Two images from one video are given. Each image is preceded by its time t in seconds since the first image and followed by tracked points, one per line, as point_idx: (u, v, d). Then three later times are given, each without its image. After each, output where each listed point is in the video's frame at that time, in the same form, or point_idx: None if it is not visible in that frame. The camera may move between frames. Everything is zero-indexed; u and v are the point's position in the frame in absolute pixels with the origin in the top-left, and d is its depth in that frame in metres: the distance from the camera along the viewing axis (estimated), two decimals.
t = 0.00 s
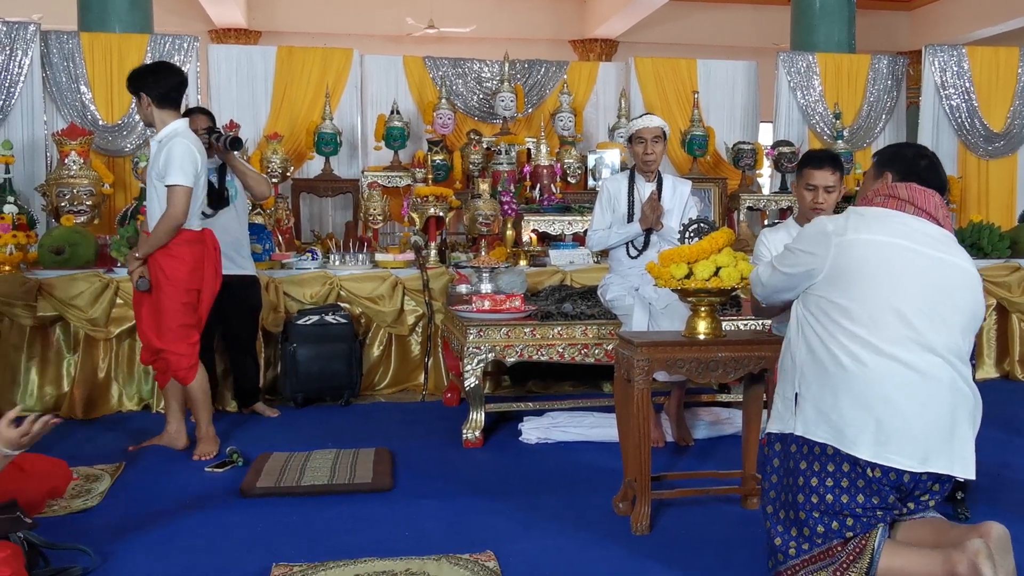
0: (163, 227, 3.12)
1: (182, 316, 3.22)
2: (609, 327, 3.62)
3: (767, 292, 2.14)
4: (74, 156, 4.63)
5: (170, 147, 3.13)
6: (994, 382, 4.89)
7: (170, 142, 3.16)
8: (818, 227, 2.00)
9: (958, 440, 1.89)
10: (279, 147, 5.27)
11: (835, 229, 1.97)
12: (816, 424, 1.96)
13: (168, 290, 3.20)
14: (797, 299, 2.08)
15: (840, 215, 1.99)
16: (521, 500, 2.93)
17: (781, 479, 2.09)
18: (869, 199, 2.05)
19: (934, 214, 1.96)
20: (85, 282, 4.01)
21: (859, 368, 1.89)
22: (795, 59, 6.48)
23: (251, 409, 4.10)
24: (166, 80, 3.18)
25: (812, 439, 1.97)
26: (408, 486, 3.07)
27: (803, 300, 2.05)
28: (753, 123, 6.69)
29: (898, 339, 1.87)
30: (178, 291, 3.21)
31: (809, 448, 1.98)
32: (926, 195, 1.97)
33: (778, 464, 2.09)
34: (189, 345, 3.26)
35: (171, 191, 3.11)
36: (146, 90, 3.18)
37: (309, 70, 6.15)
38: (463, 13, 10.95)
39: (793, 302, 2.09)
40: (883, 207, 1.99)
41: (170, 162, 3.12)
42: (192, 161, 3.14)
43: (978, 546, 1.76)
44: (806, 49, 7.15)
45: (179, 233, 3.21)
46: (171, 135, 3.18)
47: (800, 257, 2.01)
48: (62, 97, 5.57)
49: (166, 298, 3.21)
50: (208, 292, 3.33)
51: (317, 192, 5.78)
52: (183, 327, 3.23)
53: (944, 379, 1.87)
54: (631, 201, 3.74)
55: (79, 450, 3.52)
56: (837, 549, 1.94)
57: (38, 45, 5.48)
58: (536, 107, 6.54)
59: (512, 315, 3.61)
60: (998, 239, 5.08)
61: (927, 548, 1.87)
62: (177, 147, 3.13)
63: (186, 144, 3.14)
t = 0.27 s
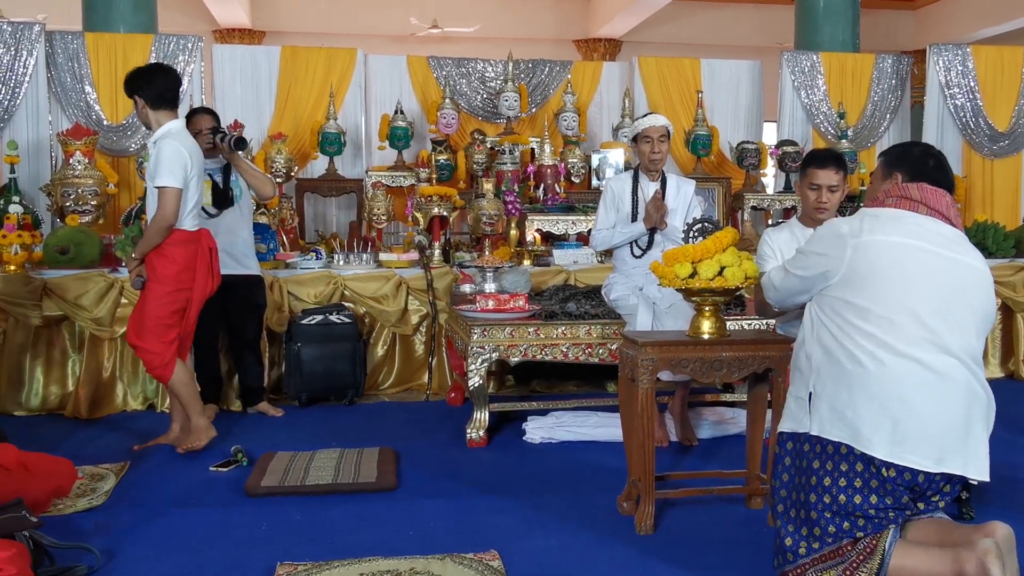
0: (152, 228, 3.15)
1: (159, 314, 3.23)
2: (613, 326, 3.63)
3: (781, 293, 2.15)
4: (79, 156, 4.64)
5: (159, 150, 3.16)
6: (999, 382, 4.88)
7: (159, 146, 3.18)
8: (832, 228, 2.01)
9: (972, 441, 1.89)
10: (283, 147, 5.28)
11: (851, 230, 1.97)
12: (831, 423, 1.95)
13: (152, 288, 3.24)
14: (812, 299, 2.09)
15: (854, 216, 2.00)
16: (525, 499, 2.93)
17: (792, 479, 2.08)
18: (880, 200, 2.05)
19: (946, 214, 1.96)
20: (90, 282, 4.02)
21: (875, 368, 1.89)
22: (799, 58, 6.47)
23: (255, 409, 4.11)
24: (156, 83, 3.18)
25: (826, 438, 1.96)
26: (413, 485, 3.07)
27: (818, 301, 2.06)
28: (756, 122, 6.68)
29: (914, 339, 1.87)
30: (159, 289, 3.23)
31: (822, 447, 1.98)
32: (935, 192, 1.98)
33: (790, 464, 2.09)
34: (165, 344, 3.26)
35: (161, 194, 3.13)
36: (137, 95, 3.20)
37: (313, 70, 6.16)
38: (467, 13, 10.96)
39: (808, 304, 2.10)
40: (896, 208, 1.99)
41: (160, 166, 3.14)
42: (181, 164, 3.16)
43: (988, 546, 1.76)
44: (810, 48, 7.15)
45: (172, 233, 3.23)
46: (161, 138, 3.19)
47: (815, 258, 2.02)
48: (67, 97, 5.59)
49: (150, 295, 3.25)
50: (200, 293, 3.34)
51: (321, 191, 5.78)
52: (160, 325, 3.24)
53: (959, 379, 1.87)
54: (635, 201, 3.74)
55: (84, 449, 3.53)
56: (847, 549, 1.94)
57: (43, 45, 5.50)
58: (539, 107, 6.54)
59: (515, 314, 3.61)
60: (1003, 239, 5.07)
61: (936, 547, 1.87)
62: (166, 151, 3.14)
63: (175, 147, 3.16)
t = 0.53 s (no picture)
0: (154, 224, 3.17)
1: (149, 306, 3.25)
2: (618, 326, 3.61)
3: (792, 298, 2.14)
4: (86, 156, 4.65)
5: (161, 147, 3.17)
6: (1006, 383, 4.86)
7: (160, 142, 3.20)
8: (842, 230, 2.01)
9: (987, 441, 1.89)
10: (289, 146, 5.29)
11: (862, 231, 1.97)
12: (848, 423, 1.92)
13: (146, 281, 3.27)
14: (822, 303, 2.07)
15: (861, 218, 2.00)
16: (530, 499, 2.93)
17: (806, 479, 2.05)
18: (886, 201, 2.04)
19: (952, 213, 1.96)
20: (96, 281, 4.03)
21: (892, 367, 1.88)
22: (805, 58, 6.46)
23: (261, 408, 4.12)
24: (150, 79, 3.19)
25: (844, 438, 1.93)
26: (418, 485, 3.07)
27: (829, 305, 2.05)
28: (762, 122, 6.67)
29: (931, 338, 1.86)
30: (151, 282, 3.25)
31: (837, 447, 1.95)
32: (941, 193, 1.97)
33: (802, 464, 2.06)
34: (147, 337, 3.27)
35: (164, 191, 3.15)
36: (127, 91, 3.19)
37: (319, 70, 6.16)
38: (473, 12, 10.96)
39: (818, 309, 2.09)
40: (902, 209, 1.98)
41: (162, 162, 3.16)
42: (183, 160, 3.17)
43: (1009, 546, 1.80)
44: (816, 48, 7.13)
45: (173, 230, 3.25)
46: (162, 135, 3.21)
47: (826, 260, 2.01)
48: (74, 96, 5.59)
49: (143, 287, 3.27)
50: (194, 292, 3.34)
51: (327, 191, 5.79)
52: (147, 318, 3.25)
53: (975, 378, 1.87)
54: (640, 200, 3.73)
55: (90, 448, 3.54)
56: (864, 548, 1.94)
57: (50, 44, 5.50)
58: (545, 107, 6.54)
59: (521, 314, 3.59)
60: (1010, 239, 5.06)
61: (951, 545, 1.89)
62: (167, 147, 3.16)
63: (177, 143, 3.17)
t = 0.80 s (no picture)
0: (155, 223, 3.17)
1: (144, 303, 3.23)
2: (621, 326, 3.61)
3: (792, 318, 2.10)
4: (89, 156, 4.66)
5: (162, 147, 3.18)
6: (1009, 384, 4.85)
7: (162, 143, 3.21)
8: (845, 241, 1.99)
9: (1002, 442, 1.91)
10: (292, 146, 5.29)
11: (867, 239, 1.95)
12: (869, 432, 1.91)
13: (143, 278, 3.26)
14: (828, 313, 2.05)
15: (862, 227, 1.98)
16: (532, 499, 2.93)
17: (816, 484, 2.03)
18: (878, 207, 2.02)
19: (947, 213, 1.98)
20: (99, 281, 4.03)
21: (911, 374, 1.87)
22: (808, 59, 6.45)
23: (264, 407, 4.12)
24: (148, 78, 3.19)
25: (864, 446, 1.91)
26: (420, 485, 3.08)
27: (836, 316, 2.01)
28: (765, 123, 6.67)
29: (947, 343, 1.87)
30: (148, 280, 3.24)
31: (855, 455, 1.93)
32: (934, 193, 1.98)
33: (813, 471, 2.03)
34: (141, 334, 3.26)
35: (166, 191, 3.16)
36: (123, 87, 3.16)
37: (322, 70, 6.17)
38: (476, 12, 10.97)
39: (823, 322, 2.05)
40: (898, 213, 1.97)
41: (164, 163, 3.17)
42: (184, 161, 3.19)
43: None
44: (819, 48, 7.13)
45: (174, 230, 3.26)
46: (164, 136, 3.22)
47: (830, 272, 1.98)
48: (77, 97, 5.59)
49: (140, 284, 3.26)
50: (190, 293, 3.34)
51: (330, 191, 5.79)
52: (142, 316, 3.23)
53: (988, 381, 1.88)
54: (643, 200, 3.73)
55: (93, 447, 3.54)
56: (877, 551, 1.93)
57: (54, 44, 5.51)
58: (548, 107, 6.54)
59: (524, 314, 3.61)
60: (1013, 240, 5.04)
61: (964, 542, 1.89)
62: (169, 147, 3.17)
63: (179, 144, 3.19)
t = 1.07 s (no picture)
0: (153, 227, 3.16)
1: (146, 312, 3.22)
2: (624, 327, 3.61)
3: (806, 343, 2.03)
4: (93, 157, 4.67)
5: (160, 150, 3.20)
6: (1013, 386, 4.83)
7: (159, 146, 3.22)
8: (852, 258, 1.95)
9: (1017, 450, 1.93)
10: (295, 148, 5.30)
11: (876, 254, 1.92)
12: (890, 450, 1.90)
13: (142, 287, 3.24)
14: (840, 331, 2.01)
15: (868, 241, 1.96)
16: (535, 500, 2.93)
17: (831, 502, 2.02)
18: (868, 218, 2.05)
19: (933, 214, 2.02)
20: (103, 282, 4.03)
21: (932, 391, 1.86)
22: (812, 60, 6.45)
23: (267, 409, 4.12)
24: (150, 79, 3.20)
25: (886, 464, 1.90)
26: (424, 486, 3.08)
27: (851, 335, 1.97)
28: (768, 124, 6.66)
29: (963, 356, 1.87)
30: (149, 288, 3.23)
31: (873, 471, 1.92)
32: (913, 194, 2.02)
33: (829, 488, 2.03)
34: (146, 344, 3.25)
35: (164, 193, 3.17)
36: (123, 85, 3.16)
37: (325, 71, 6.17)
38: (479, 14, 10.98)
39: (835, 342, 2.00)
40: (890, 221, 2.00)
41: (162, 165, 3.18)
42: (183, 164, 3.21)
43: None
44: (822, 50, 7.12)
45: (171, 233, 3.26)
46: (160, 139, 3.23)
47: (843, 292, 1.94)
48: (82, 98, 5.62)
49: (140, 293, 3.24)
50: (186, 297, 3.36)
51: (333, 192, 5.80)
52: (145, 325, 3.22)
53: (1003, 390, 1.90)
54: (647, 202, 3.72)
55: (97, 448, 3.55)
56: (884, 558, 1.93)
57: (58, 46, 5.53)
58: (551, 108, 6.54)
59: (527, 316, 3.61)
60: (1018, 242, 5.02)
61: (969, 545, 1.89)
62: (168, 150, 3.19)
63: (178, 147, 3.21)
